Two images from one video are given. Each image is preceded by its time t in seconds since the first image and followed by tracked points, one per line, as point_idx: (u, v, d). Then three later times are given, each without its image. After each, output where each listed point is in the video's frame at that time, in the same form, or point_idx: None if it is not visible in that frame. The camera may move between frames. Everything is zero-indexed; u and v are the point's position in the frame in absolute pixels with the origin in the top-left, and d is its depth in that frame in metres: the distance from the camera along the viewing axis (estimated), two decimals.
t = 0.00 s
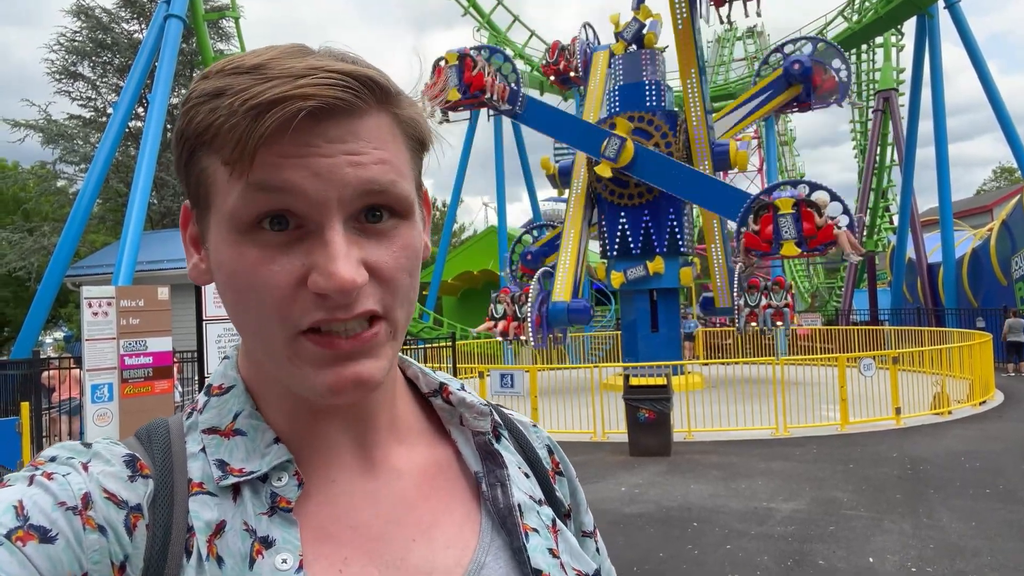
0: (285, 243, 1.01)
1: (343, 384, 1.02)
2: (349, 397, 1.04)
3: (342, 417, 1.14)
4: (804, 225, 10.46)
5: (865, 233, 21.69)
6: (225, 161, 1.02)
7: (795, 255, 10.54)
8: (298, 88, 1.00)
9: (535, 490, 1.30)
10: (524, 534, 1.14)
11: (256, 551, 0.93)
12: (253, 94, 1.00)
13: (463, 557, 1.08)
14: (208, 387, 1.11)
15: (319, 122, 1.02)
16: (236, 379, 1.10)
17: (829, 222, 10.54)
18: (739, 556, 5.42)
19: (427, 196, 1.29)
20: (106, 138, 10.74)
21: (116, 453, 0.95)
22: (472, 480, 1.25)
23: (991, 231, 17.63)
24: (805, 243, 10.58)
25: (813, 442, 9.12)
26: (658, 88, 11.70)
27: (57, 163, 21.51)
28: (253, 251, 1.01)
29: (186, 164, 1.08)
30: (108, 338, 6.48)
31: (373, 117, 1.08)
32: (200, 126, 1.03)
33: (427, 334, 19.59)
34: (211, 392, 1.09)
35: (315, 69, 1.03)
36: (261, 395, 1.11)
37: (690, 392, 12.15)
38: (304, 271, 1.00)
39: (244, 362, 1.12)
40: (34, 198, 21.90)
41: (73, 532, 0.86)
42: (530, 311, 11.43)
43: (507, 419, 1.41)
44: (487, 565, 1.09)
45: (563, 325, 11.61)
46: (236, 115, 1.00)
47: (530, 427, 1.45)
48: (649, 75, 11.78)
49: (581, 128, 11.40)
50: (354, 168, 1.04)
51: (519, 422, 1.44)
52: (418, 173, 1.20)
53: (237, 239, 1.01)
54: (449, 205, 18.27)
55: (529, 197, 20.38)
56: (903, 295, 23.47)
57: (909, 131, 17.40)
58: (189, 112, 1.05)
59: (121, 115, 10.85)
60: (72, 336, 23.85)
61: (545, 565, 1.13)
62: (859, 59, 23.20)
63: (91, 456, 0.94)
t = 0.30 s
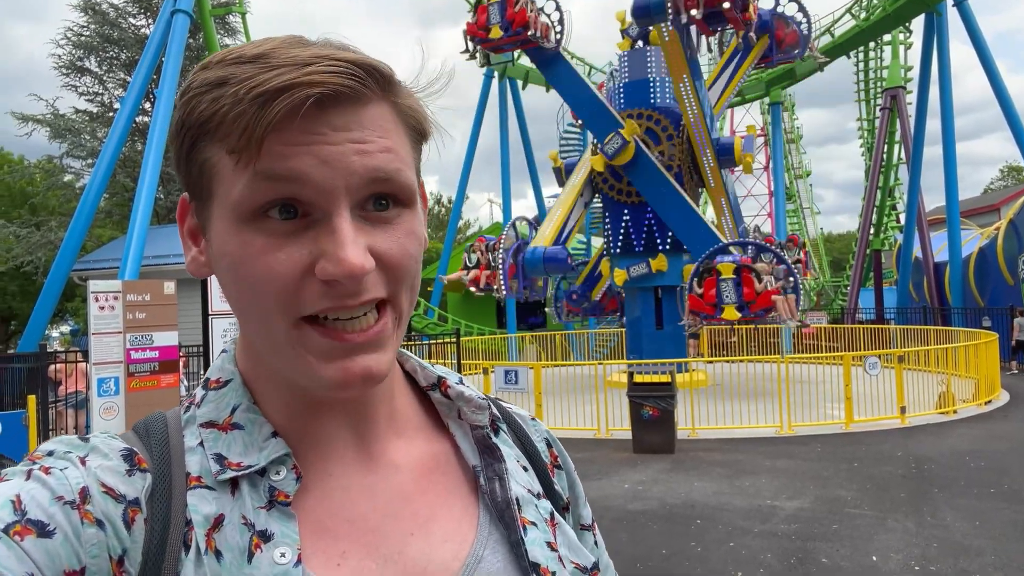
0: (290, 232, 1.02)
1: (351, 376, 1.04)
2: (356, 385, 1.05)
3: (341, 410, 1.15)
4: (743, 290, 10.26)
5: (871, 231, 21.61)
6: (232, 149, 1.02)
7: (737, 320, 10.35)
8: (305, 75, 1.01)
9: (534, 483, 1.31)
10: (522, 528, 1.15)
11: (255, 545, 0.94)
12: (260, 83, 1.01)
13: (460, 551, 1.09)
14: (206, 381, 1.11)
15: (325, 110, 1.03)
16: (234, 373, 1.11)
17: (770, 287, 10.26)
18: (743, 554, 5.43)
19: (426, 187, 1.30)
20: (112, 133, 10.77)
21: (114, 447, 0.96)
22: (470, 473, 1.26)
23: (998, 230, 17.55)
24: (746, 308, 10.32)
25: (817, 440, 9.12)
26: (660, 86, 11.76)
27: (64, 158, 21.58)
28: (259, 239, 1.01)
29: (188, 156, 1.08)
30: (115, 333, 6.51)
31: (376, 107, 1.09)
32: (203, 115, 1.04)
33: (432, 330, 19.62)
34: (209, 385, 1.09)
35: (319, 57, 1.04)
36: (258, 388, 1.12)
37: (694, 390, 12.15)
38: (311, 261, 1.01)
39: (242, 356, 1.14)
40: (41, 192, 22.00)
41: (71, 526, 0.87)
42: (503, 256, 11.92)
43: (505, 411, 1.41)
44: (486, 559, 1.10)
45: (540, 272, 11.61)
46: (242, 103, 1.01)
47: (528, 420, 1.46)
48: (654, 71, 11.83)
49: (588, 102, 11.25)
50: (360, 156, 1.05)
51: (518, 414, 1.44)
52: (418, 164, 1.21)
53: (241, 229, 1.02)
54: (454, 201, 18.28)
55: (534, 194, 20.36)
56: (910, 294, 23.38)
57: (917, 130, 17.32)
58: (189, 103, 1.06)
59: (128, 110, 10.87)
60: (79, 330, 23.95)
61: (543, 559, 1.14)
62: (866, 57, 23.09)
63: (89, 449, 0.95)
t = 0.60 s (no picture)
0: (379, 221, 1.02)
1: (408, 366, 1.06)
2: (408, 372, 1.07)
3: (348, 405, 1.16)
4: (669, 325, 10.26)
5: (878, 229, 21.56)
6: (332, 140, 1.01)
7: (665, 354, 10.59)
8: (410, 81, 1.07)
9: (519, 478, 1.33)
10: (508, 523, 1.17)
11: (240, 549, 0.95)
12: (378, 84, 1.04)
13: (448, 549, 1.10)
14: (187, 385, 1.13)
15: (421, 117, 1.07)
16: (217, 377, 1.13)
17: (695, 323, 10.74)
18: (745, 551, 5.44)
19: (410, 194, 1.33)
20: (120, 126, 10.81)
21: (95, 453, 0.98)
22: (454, 472, 1.28)
23: (1006, 229, 17.46)
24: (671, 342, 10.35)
25: (822, 438, 9.11)
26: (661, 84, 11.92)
27: (71, 151, 21.66)
28: (345, 225, 1.00)
29: (251, 132, 1.02)
30: (122, 326, 6.57)
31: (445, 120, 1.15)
32: (293, 100, 1.00)
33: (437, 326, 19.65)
34: (190, 390, 1.11)
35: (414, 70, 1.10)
36: (245, 391, 1.13)
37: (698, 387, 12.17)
38: (394, 249, 1.02)
39: (224, 360, 1.15)
40: (49, 185, 22.09)
41: (52, 534, 0.89)
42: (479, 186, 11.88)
43: (490, 407, 1.43)
44: (473, 555, 1.12)
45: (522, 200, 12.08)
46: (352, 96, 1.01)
47: (514, 413, 1.48)
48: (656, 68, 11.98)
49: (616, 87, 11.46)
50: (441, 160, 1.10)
51: (502, 410, 1.46)
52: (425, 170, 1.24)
53: (327, 213, 1.00)
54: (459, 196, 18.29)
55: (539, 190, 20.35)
56: (916, 292, 23.29)
57: (925, 127, 17.24)
58: (271, 82, 1.01)
59: (135, 104, 10.90)
60: (86, 323, 24.07)
61: (530, 553, 1.16)
62: (875, 54, 22.98)
63: (70, 457, 0.97)
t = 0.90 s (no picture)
0: (352, 234, 1.02)
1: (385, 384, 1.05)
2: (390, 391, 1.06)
3: (344, 423, 1.16)
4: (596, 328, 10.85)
5: (884, 227, 21.49)
6: (304, 155, 1.02)
7: (593, 354, 11.07)
8: (381, 93, 1.07)
9: (521, 497, 1.33)
10: (511, 544, 1.18)
11: (246, 570, 0.95)
12: (345, 96, 1.04)
13: (450, 569, 1.12)
14: (193, 404, 1.12)
15: (393, 126, 1.07)
16: (223, 397, 1.12)
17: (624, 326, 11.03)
18: (748, 551, 5.44)
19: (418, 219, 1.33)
20: (126, 121, 10.82)
21: (100, 474, 0.98)
22: (456, 492, 1.28)
23: (1013, 227, 17.37)
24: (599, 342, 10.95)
25: (825, 438, 9.10)
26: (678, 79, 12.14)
27: (77, 145, 21.70)
28: (316, 236, 1.01)
29: (231, 153, 1.05)
30: (127, 321, 6.59)
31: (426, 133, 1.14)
32: (268, 117, 1.03)
33: (442, 322, 19.68)
34: (196, 409, 1.10)
35: (389, 83, 1.11)
36: (249, 410, 1.12)
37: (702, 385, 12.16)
38: (366, 263, 1.01)
39: (229, 379, 1.14)
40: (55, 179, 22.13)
41: (58, 555, 0.89)
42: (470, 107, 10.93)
43: (493, 426, 1.43)
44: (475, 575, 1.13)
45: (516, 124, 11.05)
46: (325, 111, 1.02)
47: (516, 432, 1.48)
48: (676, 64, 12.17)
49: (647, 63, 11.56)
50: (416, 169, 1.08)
51: (506, 429, 1.46)
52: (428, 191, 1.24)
53: (299, 226, 1.00)
54: (465, 191, 18.26)
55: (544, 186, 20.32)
56: (922, 290, 23.20)
57: (932, 125, 17.15)
58: (251, 104, 1.04)
59: (141, 98, 10.90)
60: (92, 317, 24.16)
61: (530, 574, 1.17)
62: (882, 51, 22.88)
63: (75, 477, 0.97)
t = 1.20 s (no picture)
0: (294, 270, 1.01)
1: (340, 414, 1.04)
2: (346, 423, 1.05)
3: (334, 444, 1.14)
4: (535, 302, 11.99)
5: (890, 224, 21.38)
6: (242, 185, 1.01)
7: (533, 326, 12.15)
8: (320, 116, 1.01)
9: (527, 519, 1.30)
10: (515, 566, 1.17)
11: None
12: (276, 121, 1.00)
13: None
14: (197, 413, 1.10)
15: (338, 152, 1.03)
16: (226, 407, 1.10)
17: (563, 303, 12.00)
18: (750, 550, 5.41)
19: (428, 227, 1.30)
20: (130, 115, 10.80)
21: (104, 482, 0.97)
22: (461, 510, 1.26)
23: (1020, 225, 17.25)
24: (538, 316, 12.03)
25: (829, 436, 9.06)
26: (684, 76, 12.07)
27: (82, 140, 21.72)
28: (258, 271, 1.01)
29: (192, 175, 1.07)
30: (130, 317, 6.58)
31: (389, 153, 1.08)
32: (215, 142, 1.03)
33: (445, 318, 19.68)
34: (200, 417, 1.09)
35: (336, 98, 1.04)
36: (250, 419, 1.11)
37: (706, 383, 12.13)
38: (307, 300, 1.01)
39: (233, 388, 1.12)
40: (60, 174, 22.16)
41: (58, 565, 0.88)
42: (483, 43, 11.86)
43: (500, 445, 1.40)
44: None
45: (527, 58, 11.77)
46: (256, 138, 1.00)
47: (524, 451, 1.45)
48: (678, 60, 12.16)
49: (675, 66, 11.26)
50: (367, 201, 1.04)
51: (513, 447, 1.43)
52: (422, 203, 1.21)
53: (242, 260, 1.01)
54: (469, 188, 18.22)
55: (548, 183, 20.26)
56: (927, 287, 23.10)
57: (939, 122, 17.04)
58: (206, 128, 1.04)
59: (145, 94, 10.88)
60: (96, 312, 24.20)
61: None
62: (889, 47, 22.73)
63: (78, 485, 0.96)
